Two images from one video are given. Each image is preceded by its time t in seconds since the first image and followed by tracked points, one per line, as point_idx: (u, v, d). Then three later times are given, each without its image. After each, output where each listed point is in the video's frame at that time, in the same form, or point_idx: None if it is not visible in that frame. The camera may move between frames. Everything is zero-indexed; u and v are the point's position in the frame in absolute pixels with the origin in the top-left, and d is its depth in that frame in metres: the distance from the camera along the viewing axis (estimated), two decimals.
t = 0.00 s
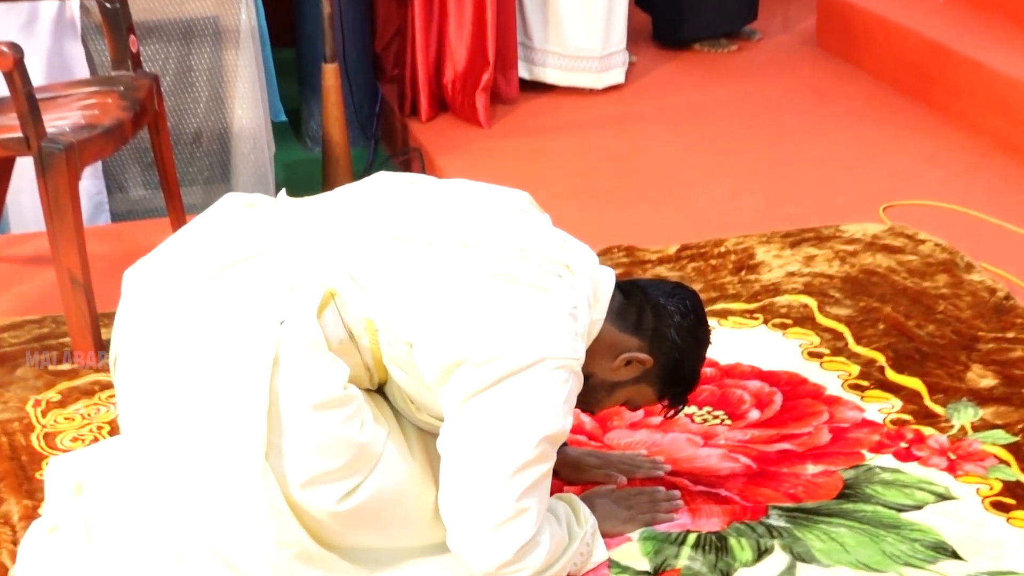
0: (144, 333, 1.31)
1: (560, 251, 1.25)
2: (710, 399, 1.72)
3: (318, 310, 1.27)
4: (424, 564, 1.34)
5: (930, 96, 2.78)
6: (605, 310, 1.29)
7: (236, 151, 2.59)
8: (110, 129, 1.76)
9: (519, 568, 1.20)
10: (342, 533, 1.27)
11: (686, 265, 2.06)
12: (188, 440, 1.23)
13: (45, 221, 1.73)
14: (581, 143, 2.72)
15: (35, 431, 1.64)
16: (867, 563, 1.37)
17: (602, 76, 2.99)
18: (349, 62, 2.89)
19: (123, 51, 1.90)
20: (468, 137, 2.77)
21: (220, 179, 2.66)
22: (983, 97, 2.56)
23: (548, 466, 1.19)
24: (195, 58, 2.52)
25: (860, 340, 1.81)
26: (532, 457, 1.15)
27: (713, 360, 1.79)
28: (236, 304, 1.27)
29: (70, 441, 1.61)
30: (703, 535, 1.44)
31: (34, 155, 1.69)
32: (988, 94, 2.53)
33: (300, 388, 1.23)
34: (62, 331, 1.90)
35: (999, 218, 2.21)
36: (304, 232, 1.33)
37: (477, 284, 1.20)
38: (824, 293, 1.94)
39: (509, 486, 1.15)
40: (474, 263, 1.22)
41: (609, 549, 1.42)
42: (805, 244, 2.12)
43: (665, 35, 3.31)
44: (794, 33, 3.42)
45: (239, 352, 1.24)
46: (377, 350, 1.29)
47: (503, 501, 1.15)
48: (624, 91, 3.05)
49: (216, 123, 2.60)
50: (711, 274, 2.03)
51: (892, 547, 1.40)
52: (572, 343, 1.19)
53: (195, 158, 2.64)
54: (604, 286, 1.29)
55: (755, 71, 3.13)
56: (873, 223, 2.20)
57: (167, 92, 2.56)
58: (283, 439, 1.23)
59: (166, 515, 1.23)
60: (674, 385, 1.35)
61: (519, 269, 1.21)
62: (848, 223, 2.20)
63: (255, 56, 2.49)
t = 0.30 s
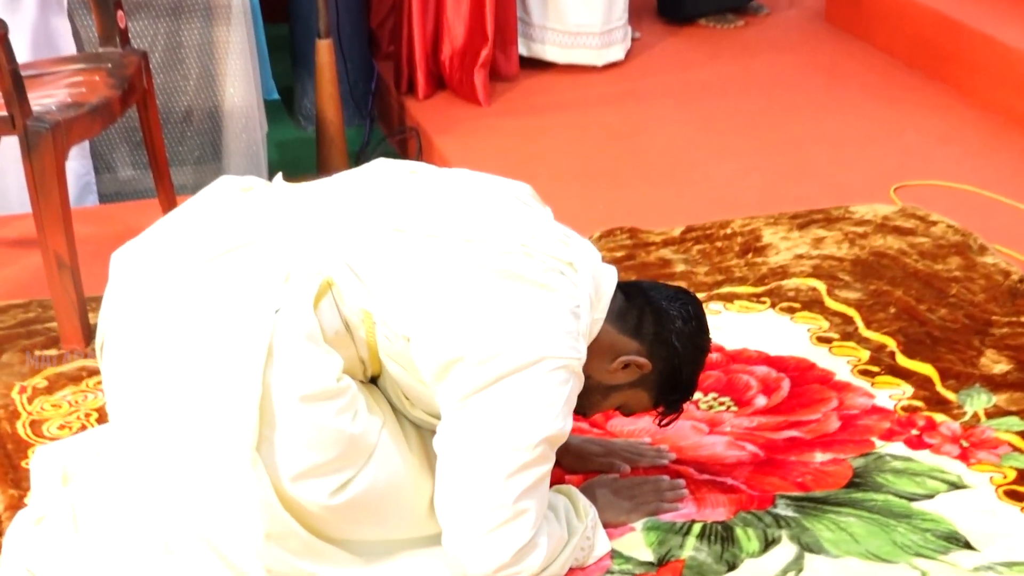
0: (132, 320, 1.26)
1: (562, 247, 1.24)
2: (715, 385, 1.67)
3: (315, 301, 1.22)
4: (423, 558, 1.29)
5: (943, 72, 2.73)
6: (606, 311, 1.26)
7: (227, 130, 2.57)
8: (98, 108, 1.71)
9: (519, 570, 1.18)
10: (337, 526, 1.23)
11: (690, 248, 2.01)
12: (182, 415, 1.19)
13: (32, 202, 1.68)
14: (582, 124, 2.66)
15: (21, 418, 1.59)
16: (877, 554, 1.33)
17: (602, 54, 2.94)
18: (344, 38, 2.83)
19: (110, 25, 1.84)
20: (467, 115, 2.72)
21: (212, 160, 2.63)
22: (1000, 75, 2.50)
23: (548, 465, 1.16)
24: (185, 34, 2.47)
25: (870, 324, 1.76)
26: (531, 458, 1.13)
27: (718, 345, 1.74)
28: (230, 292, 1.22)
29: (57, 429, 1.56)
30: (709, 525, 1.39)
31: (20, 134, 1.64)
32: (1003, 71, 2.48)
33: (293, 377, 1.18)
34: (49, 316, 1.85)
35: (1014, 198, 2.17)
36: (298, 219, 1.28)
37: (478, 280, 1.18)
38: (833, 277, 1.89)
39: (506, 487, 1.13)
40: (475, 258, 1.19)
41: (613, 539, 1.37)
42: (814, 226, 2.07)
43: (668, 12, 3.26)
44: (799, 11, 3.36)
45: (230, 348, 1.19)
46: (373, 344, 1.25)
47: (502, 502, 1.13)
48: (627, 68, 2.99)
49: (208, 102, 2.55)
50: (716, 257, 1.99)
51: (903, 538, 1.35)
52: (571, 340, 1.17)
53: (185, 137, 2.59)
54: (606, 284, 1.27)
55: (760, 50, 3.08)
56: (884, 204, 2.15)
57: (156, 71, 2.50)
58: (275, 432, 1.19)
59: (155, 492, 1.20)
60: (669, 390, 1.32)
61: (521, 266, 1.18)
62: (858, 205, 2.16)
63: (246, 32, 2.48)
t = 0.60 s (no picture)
0: (116, 306, 1.19)
1: (564, 239, 1.18)
2: (723, 373, 1.61)
3: (310, 290, 1.16)
4: (419, 555, 1.23)
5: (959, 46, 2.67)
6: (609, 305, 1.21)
7: (214, 108, 2.50)
8: (78, 84, 1.63)
9: (519, 573, 1.11)
10: (331, 522, 1.16)
11: (696, 231, 1.95)
12: (164, 399, 1.12)
13: (10, 182, 1.61)
14: (582, 103, 2.59)
15: None
16: (891, 548, 1.26)
17: (604, 29, 2.88)
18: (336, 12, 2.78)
19: None
20: (466, 92, 2.65)
21: (198, 138, 2.60)
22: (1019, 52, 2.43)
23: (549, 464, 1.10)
24: (170, 9, 2.44)
25: (884, 309, 1.70)
26: (532, 458, 1.07)
27: (725, 331, 1.68)
28: (223, 275, 1.15)
29: (35, 418, 1.49)
30: (715, 518, 1.33)
31: None
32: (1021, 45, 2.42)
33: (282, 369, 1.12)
34: (30, 302, 1.78)
35: None
36: (294, 201, 1.22)
37: (478, 273, 1.11)
38: (846, 259, 1.83)
39: (505, 486, 1.06)
40: (474, 247, 1.13)
41: (617, 532, 1.31)
42: (825, 206, 2.01)
43: None
44: None
45: (223, 335, 1.12)
46: (367, 336, 1.18)
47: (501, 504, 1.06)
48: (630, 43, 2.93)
49: (193, 77, 2.52)
50: (724, 240, 1.92)
51: (918, 532, 1.29)
52: (572, 334, 1.11)
53: (171, 115, 2.57)
54: (609, 276, 1.21)
55: (768, 24, 3.01)
56: (900, 184, 2.09)
57: (140, 45, 2.48)
58: (265, 424, 1.12)
59: (136, 484, 1.14)
60: (668, 391, 1.27)
61: (522, 257, 1.12)
62: (872, 184, 2.10)
63: (234, 6, 2.40)
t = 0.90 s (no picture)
0: (99, 292, 1.12)
1: (566, 229, 1.11)
2: (731, 362, 1.54)
3: (300, 278, 1.08)
4: (405, 549, 1.14)
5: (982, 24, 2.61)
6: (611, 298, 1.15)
7: (200, 84, 2.44)
8: (56, 60, 1.56)
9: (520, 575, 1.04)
10: (324, 518, 1.09)
11: (704, 214, 1.88)
12: (140, 374, 1.06)
13: None
14: (582, 81, 2.51)
15: None
16: (906, 544, 1.20)
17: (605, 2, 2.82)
18: None
19: None
20: (462, 69, 2.58)
21: (182, 116, 2.54)
22: None
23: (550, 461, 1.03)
24: None
25: (899, 295, 1.63)
26: (533, 456, 1.00)
27: (734, 319, 1.61)
28: (212, 261, 1.09)
29: (11, 410, 1.42)
30: (724, 513, 1.26)
31: None
32: None
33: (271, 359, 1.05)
34: (9, 288, 1.70)
35: None
36: (285, 184, 1.15)
37: (475, 263, 1.04)
38: (860, 243, 1.76)
39: (504, 484, 1.00)
40: (472, 234, 1.06)
41: (620, 529, 1.24)
42: (838, 187, 1.95)
43: None
44: None
45: (209, 321, 1.06)
46: (361, 325, 1.11)
47: (501, 503, 0.99)
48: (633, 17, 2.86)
49: (177, 53, 2.46)
50: (733, 221, 1.86)
51: (934, 527, 1.23)
52: (575, 327, 1.04)
53: (153, 92, 2.51)
54: (612, 268, 1.15)
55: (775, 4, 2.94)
56: (918, 164, 2.03)
57: (122, 21, 2.41)
58: (254, 418, 1.05)
59: (105, 465, 1.07)
60: (667, 393, 1.22)
61: (526, 247, 1.05)
62: (889, 165, 2.04)
63: None
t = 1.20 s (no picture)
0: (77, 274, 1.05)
1: (570, 217, 1.03)
2: (742, 353, 1.46)
3: (293, 271, 1.01)
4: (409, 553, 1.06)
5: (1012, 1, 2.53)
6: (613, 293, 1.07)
7: (183, 61, 2.36)
8: (33, 35, 1.48)
9: None
10: (323, 522, 1.01)
11: (714, 198, 1.81)
12: (121, 351, 0.98)
13: None
14: (588, 60, 2.44)
15: None
16: (926, 544, 1.12)
17: None
18: None
19: None
20: (460, 44, 2.50)
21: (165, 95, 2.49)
22: None
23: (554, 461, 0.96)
24: None
25: (919, 284, 1.56)
26: (537, 458, 0.93)
27: (746, 309, 1.54)
28: (197, 250, 1.00)
29: None
30: (734, 513, 1.18)
31: None
32: None
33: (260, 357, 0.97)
34: None
35: None
36: (277, 168, 1.07)
37: (473, 252, 0.97)
38: (879, 229, 1.69)
39: (506, 487, 0.92)
40: (473, 224, 0.98)
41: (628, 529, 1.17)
42: (855, 170, 1.87)
43: None
44: None
45: (195, 318, 0.97)
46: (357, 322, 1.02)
47: (503, 507, 0.92)
48: None
49: (159, 30, 2.41)
50: (745, 205, 1.78)
51: (955, 527, 1.15)
52: (580, 323, 0.97)
53: (134, 70, 2.46)
54: (615, 260, 1.07)
55: None
56: (939, 146, 1.95)
57: None
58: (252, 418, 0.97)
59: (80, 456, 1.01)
60: (669, 397, 1.16)
61: (526, 234, 0.98)
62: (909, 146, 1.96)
63: None
